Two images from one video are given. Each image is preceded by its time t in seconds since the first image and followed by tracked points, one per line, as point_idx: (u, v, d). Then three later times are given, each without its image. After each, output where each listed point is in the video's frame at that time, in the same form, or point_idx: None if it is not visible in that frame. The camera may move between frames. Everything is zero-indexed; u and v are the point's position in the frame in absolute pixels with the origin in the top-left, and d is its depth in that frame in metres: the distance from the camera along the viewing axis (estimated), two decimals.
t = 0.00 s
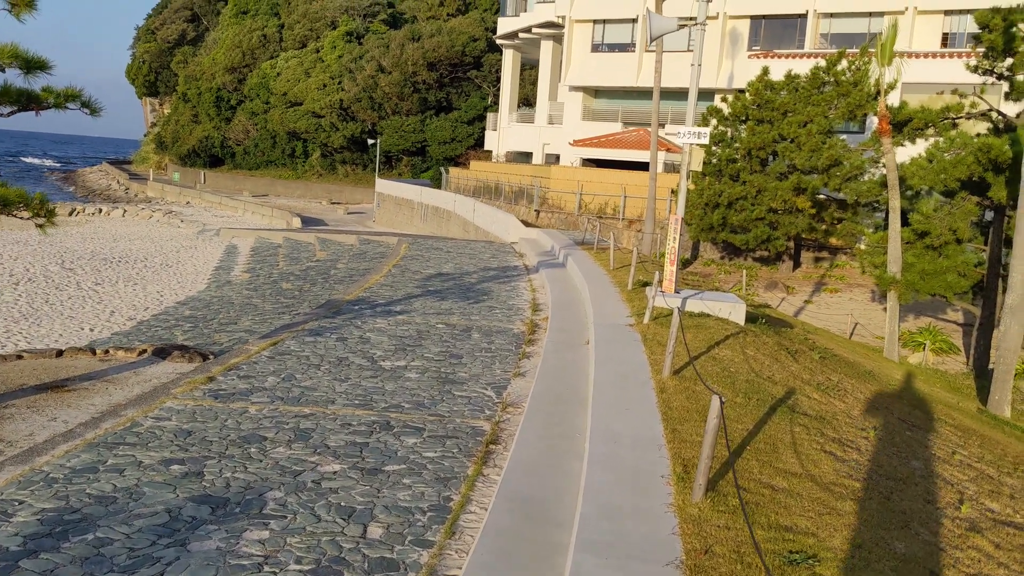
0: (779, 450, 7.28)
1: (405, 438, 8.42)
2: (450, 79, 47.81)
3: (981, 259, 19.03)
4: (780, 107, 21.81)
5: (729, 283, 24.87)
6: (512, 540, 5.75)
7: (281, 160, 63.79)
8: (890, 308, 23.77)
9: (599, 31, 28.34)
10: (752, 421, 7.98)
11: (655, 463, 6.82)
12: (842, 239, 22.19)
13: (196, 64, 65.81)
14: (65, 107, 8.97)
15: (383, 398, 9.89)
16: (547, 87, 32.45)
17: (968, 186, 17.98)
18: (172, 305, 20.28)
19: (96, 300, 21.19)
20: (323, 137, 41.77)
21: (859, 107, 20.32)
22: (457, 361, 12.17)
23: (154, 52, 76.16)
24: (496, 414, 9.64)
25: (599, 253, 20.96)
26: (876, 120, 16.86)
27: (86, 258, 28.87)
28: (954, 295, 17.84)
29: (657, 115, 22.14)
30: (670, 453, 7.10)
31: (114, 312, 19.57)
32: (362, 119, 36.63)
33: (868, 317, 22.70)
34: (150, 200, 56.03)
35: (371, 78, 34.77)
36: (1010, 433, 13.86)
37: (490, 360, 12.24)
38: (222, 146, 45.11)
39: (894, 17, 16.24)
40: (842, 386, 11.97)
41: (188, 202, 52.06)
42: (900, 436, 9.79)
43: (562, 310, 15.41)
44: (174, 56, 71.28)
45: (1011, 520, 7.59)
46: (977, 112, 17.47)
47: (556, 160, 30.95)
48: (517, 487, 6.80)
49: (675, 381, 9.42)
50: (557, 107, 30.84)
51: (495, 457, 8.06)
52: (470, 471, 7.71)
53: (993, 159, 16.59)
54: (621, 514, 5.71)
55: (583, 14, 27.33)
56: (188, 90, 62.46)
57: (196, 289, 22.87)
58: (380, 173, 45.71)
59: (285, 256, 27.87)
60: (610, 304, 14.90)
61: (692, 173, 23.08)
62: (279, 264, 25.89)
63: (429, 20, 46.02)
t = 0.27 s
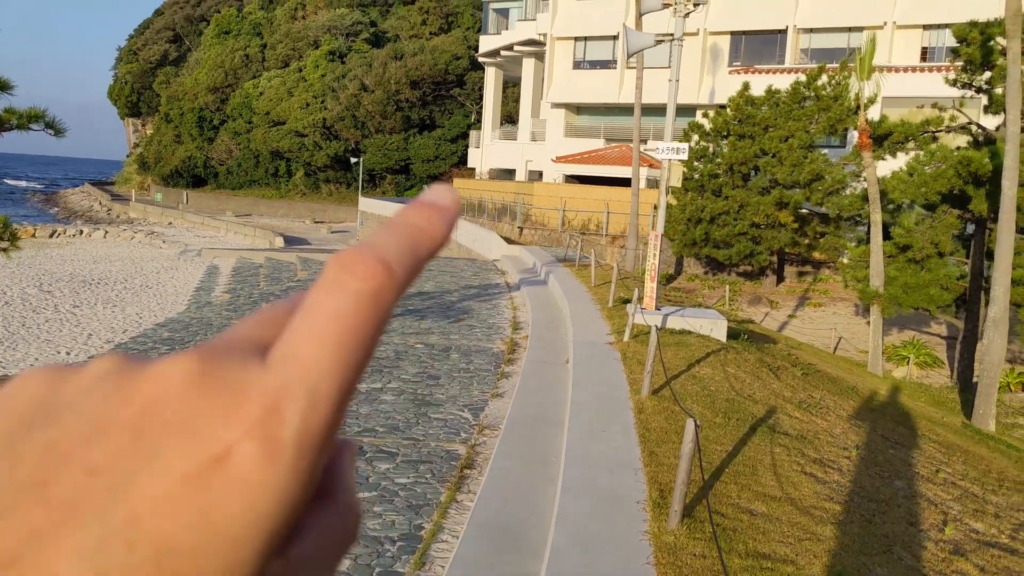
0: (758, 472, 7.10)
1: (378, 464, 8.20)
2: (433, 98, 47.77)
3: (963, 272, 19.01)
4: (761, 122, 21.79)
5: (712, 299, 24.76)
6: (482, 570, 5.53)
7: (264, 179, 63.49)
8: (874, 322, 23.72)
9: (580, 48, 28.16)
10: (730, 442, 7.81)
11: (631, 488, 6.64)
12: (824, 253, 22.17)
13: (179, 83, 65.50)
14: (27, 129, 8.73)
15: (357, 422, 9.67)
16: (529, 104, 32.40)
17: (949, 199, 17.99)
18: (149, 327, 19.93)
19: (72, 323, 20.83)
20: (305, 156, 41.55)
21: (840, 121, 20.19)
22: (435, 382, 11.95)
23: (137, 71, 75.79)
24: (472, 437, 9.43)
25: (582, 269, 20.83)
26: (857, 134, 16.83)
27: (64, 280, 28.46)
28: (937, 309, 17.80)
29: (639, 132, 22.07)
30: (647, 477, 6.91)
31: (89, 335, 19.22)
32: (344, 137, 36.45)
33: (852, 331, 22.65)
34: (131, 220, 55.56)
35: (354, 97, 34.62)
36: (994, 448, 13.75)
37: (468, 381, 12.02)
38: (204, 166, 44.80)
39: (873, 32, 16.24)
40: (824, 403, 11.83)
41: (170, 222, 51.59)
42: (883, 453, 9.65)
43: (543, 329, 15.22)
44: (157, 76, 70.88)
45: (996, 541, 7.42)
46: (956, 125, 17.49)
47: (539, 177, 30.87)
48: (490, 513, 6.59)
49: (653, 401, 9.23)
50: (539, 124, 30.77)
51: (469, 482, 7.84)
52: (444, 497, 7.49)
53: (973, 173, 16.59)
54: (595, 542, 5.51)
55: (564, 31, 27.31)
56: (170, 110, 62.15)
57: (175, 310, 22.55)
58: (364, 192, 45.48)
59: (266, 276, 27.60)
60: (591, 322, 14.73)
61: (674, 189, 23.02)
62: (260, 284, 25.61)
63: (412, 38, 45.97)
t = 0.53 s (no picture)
0: (746, 487, 6.97)
1: (360, 481, 8.04)
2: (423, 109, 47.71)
3: (953, 280, 18.98)
4: (750, 132, 21.75)
5: (703, 308, 24.68)
6: None
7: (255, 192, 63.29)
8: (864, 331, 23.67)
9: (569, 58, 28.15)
10: (717, 456, 7.68)
11: (616, 505, 6.50)
12: (814, 263, 22.14)
13: (168, 96, 65.29)
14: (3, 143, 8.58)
15: (341, 438, 9.51)
16: (518, 115, 32.35)
17: (938, 208, 17.97)
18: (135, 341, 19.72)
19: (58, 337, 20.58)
20: (295, 168, 41.40)
21: (829, 130, 20.11)
22: (421, 395, 11.80)
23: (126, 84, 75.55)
24: (457, 452, 9.28)
25: (571, 280, 20.72)
26: (846, 143, 16.81)
27: (51, 294, 28.16)
28: (927, 318, 17.75)
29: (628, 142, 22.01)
30: (632, 493, 6.78)
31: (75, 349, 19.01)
32: (334, 149, 36.33)
33: (843, 340, 22.60)
34: (120, 233, 55.23)
35: (343, 108, 34.51)
36: (985, 458, 13.65)
37: (454, 395, 11.87)
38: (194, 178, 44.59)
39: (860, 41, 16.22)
40: (814, 415, 11.73)
41: (159, 235, 51.31)
42: (873, 466, 9.54)
43: (530, 341, 15.09)
44: (146, 89, 70.65)
45: (988, 555, 7.30)
46: (945, 134, 17.48)
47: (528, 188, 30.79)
48: (473, 531, 6.44)
49: (640, 414, 9.10)
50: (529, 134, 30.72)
51: (453, 499, 7.69)
52: (427, 514, 7.33)
53: (962, 181, 16.58)
54: (579, 562, 5.37)
55: (552, 42, 27.27)
56: (159, 122, 61.91)
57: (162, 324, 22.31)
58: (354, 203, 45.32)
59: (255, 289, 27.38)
60: (579, 334, 14.60)
61: (664, 199, 22.97)
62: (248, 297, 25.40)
63: (402, 50, 45.93)
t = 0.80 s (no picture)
0: (742, 498, 6.91)
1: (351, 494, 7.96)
2: (416, 119, 47.69)
3: (947, 287, 18.97)
4: (743, 140, 21.79)
5: (697, 317, 24.65)
6: None
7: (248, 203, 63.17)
8: (858, 338, 23.66)
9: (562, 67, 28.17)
10: (713, 467, 7.62)
11: (610, 517, 6.43)
12: (808, 270, 22.15)
13: (161, 107, 65.18)
14: None
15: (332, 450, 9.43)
16: (512, 124, 32.36)
17: (931, 215, 18.00)
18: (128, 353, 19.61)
19: (50, 349, 20.42)
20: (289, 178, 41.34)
21: (822, 138, 20.08)
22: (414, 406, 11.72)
23: (119, 95, 75.41)
24: (451, 464, 9.21)
25: (565, 289, 20.67)
26: (838, 151, 16.83)
27: (43, 306, 28.00)
28: (921, 325, 17.73)
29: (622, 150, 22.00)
30: (627, 505, 6.72)
31: (67, 360, 18.90)
32: (328, 159, 36.27)
33: (837, 348, 22.58)
34: (113, 244, 55.01)
35: (337, 118, 34.50)
36: (981, 465, 13.62)
37: (448, 405, 11.82)
38: (188, 189, 44.53)
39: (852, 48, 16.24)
40: (809, 424, 11.68)
41: (152, 245, 51.13)
42: (869, 475, 9.50)
43: (524, 350, 15.02)
44: (140, 99, 70.52)
45: (986, 565, 7.24)
46: (937, 141, 17.52)
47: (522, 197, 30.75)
48: (465, 544, 6.38)
49: (635, 424, 9.04)
50: (522, 144, 30.72)
51: (446, 512, 7.62)
52: (419, 528, 7.27)
53: (955, 188, 16.60)
54: None
55: (545, 51, 27.31)
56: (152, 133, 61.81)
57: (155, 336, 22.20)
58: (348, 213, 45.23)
59: (249, 299, 27.26)
60: (573, 343, 14.56)
61: (657, 207, 22.97)
62: (242, 307, 25.28)
63: (395, 60, 45.96)
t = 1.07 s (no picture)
0: (742, 509, 6.84)
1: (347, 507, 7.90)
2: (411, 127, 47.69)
3: (942, 294, 18.96)
4: (737, 147, 21.82)
5: (692, 324, 24.63)
6: None
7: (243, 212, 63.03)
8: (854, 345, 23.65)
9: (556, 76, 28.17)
10: (712, 477, 7.56)
11: (609, 529, 6.37)
12: (803, 277, 22.16)
13: (155, 116, 65.05)
14: None
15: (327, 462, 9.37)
16: (506, 132, 32.35)
17: (926, 222, 18.01)
18: (122, 364, 19.50)
19: (44, 360, 20.30)
20: (283, 187, 41.25)
21: (816, 145, 20.12)
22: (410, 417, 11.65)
23: (113, 105, 75.28)
24: (447, 476, 9.15)
25: (561, 298, 20.63)
26: (833, 158, 16.84)
27: (36, 316, 27.86)
28: (917, 332, 17.73)
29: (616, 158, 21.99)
30: (626, 517, 6.65)
31: (61, 371, 18.80)
32: (322, 168, 36.20)
33: (833, 355, 22.59)
34: (107, 254, 54.87)
35: (331, 127, 34.47)
36: (978, 472, 13.59)
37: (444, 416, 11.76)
38: (182, 198, 44.40)
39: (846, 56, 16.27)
40: (807, 432, 11.63)
41: (146, 255, 50.97)
42: (868, 483, 9.45)
43: (520, 360, 14.96)
44: (133, 109, 70.40)
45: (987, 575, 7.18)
46: (932, 148, 17.55)
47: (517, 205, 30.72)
48: (464, 558, 6.30)
49: (633, 435, 8.97)
50: (517, 152, 30.71)
51: (443, 526, 7.56)
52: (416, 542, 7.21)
53: (949, 195, 16.61)
54: None
55: (539, 59, 27.34)
56: (146, 143, 61.68)
57: (150, 346, 22.10)
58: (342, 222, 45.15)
59: (243, 309, 27.18)
60: (569, 352, 14.51)
61: (652, 216, 22.95)
62: (237, 317, 25.20)
63: (389, 68, 45.92)
